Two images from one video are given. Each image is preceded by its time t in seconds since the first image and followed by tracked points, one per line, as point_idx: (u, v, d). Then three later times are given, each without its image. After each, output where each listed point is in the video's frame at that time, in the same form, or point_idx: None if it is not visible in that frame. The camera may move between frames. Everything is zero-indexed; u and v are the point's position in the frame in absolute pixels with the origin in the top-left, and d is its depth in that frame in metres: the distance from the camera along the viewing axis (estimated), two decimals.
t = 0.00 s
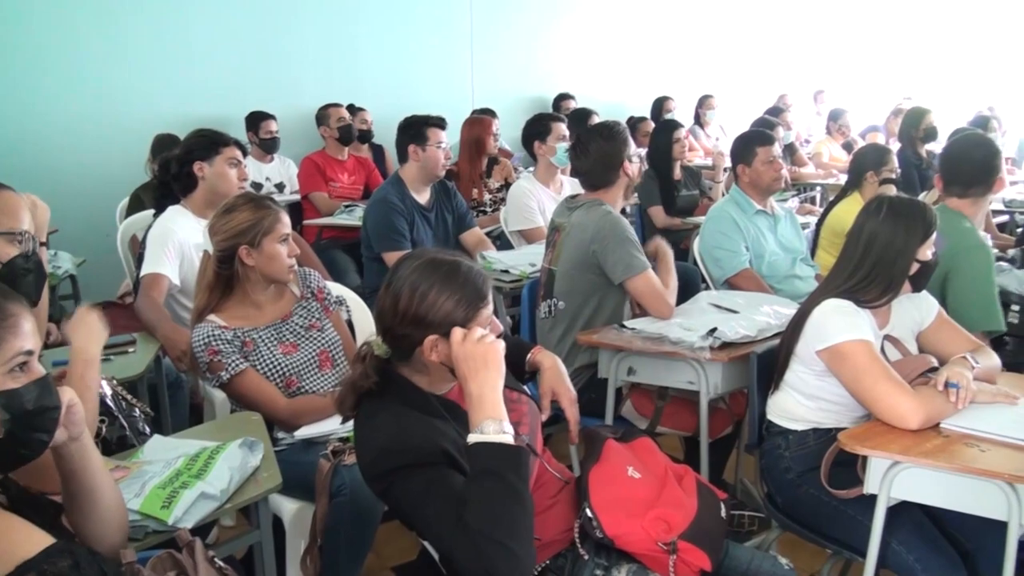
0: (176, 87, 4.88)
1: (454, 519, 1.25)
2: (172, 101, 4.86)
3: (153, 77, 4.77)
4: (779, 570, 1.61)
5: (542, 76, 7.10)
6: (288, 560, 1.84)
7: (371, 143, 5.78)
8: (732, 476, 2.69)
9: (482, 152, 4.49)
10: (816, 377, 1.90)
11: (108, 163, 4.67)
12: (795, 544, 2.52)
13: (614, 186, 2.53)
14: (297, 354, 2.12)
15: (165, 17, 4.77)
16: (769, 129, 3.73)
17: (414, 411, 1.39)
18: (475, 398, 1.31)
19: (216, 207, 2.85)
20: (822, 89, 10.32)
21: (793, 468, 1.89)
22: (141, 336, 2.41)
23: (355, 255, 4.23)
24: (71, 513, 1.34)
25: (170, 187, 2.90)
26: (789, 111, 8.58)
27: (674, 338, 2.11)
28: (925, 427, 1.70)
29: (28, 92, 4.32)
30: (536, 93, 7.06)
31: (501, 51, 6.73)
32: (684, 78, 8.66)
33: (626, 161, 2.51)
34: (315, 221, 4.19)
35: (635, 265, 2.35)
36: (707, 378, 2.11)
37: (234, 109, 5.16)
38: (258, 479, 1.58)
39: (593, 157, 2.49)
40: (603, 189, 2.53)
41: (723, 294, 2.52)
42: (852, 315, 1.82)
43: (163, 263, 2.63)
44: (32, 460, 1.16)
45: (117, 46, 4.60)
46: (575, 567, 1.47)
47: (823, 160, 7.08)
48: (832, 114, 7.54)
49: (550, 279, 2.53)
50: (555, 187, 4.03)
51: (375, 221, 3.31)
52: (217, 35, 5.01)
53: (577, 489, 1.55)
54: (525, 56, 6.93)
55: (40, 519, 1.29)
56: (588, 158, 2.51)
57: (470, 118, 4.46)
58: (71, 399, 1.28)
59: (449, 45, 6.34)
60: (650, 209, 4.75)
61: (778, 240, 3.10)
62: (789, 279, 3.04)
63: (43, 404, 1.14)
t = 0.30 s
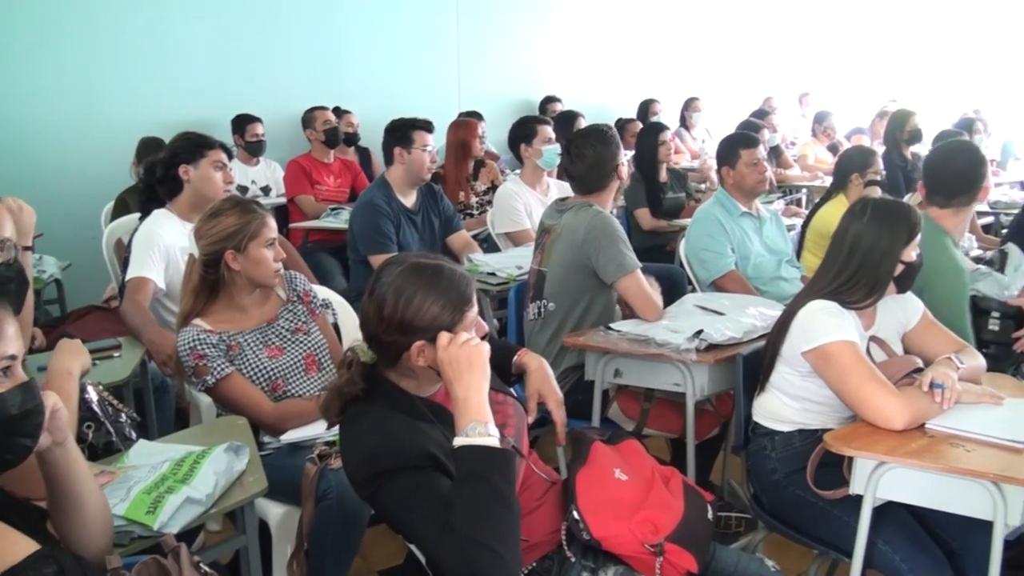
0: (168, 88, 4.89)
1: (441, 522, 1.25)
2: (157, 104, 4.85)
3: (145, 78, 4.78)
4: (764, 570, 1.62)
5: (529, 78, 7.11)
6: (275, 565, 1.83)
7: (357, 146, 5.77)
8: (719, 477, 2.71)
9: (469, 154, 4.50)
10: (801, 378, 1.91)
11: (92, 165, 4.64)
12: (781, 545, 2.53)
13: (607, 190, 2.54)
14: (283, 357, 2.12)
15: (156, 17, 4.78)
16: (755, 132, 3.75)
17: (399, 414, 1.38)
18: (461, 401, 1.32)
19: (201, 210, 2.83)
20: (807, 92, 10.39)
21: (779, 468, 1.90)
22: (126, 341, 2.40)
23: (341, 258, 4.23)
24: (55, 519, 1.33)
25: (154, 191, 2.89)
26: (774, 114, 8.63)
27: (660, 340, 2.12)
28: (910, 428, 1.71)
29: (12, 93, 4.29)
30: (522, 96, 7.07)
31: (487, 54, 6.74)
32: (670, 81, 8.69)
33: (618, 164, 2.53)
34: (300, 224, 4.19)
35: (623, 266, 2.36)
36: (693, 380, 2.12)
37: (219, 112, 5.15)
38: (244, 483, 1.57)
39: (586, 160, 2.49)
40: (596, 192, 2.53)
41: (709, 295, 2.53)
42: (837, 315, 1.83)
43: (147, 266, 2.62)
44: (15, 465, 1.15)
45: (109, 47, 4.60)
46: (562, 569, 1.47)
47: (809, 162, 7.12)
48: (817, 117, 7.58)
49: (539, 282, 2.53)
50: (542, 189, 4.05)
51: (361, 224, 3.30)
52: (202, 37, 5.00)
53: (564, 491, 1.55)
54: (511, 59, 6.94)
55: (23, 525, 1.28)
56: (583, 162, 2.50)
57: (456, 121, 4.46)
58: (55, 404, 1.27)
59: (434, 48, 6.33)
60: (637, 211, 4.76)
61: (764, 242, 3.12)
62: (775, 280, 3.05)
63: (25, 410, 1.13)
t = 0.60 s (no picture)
0: (163, 88, 4.92)
1: (424, 527, 1.24)
2: (140, 107, 4.82)
3: (146, 78, 4.84)
4: (747, 572, 1.62)
5: (513, 82, 7.13)
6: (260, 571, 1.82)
7: (340, 150, 5.76)
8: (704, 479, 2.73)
9: (452, 158, 4.49)
10: (784, 381, 1.92)
11: (74, 168, 4.61)
12: (766, 547, 2.55)
13: (594, 195, 2.55)
14: (266, 362, 2.11)
15: (159, 17, 4.84)
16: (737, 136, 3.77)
17: (382, 420, 1.38)
18: (444, 405, 1.32)
19: (184, 215, 2.82)
20: (791, 96, 10.45)
21: (762, 471, 1.91)
22: (108, 346, 2.38)
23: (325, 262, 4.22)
24: (38, 527, 1.32)
25: (136, 196, 2.87)
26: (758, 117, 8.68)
27: (644, 343, 2.13)
28: (892, 429, 1.72)
29: None
30: (506, 100, 7.08)
31: (471, 58, 6.75)
32: (653, 84, 8.74)
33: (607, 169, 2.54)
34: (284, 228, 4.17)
35: (608, 269, 2.38)
36: (677, 383, 2.13)
37: (202, 115, 5.12)
38: (227, 489, 1.56)
39: (575, 165, 2.50)
40: (584, 197, 2.54)
41: (693, 298, 2.54)
42: (818, 319, 1.85)
43: (130, 272, 2.61)
44: None
45: (109, 47, 4.65)
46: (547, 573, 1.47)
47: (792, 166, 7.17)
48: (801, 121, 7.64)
49: (523, 285, 2.53)
50: (526, 193, 4.04)
51: (345, 228, 3.30)
52: (185, 39, 4.98)
53: (548, 495, 1.55)
54: (495, 63, 6.95)
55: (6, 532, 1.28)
56: (575, 167, 2.50)
57: (440, 125, 4.46)
58: (37, 411, 1.27)
59: (419, 52, 6.34)
60: (621, 215, 4.78)
61: (747, 244, 3.14)
62: (758, 283, 3.06)
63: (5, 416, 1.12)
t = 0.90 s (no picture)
0: (149, 91, 4.90)
1: (410, 531, 1.24)
2: (126, 110, 4.80)
3: (136, 80, 4.83)
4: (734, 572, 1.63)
5: (499, 85, 7.14)
6: None
7: (327, 153, 5.76)
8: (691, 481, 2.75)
9: (438, 161, 4.50)
10: (770, 383, 1.93)
11: (59, 172, 4.58)
12: (752, 548, 2.56)
13: (580, 199, 2.55)
14: (252, 366, 2.11)
15: (156, 17, 4.87)
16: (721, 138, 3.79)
17: (368, 424, 1.38)
18: (430, 409, 1.32)
19: (170, 218, 2.81)
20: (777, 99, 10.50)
21: (748, 472, 1.92)
22: (94, 350, 2.37)
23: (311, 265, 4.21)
24: (24, 532, 1.31)
25: (121, 199, 2.86)
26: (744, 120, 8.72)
27: (629, 345, 2.14)
28: (877, 431, 1.73)
29: None
30: (492, 102, 7.09)
31: (457, 60, 6.75)
32: (640, 87, 8.76)
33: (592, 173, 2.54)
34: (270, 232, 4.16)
35: (594, 271, 2.39)
36: (663, 385, 2.14)
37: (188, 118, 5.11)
38: (213, 494, 1.56)
39: (562, 169, 2.51)
40: (570, 201, 2.54)
41: (679, 301, 2.55)
42: (804, 321, 1.85)
43: (116, 276, 2.60)
44: None
45: (105, 47, 4.67)
46: None
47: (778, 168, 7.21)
48: (786, 123, 7.68)
49: (509, 288, 2.53)
50: (512, 196, 4.05)
51: (332, 232, 3.29)
52: (170, 42, 4.96)
53: (535, 497, 1.55)
54: (481, 65, 6.96)
55: None
56: (559, 171, 2.51)
57: (427, 127, 4.46)
58: (22, 416, 1.27)
59: (405, 54, 6.34)
60: (607, 217, 4.80)
61: (733, 246, 3.15)
62: (744, 285, 3.08)
63: None
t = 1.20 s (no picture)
0: (136, 94, 4.88)
1: (398, 534, 1.25)
2: (113, 113, 4.78)
3: (122, 83, 4.81)
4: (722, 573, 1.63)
5: (486, 87, 7.15)
6: None
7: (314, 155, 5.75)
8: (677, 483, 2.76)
9: (424, 163, 4.50)
10: (757, 384, 1.94)
11: (46, 175, 4.55)
12: (741, 550, 2.57)
13: (566, 203, 2.56)
14: (239, 370, 2.10)
15: (142, 21, 4.85)
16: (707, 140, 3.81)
17: (355, 427, 1.38)
18: (417, 412, 1.32)
19: (155, 222, 2.80)
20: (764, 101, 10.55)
21: (736, 474, 1.92)
22: (80, 354, 2.36)
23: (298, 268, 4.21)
24: (9, 537, 1.31)
25: (106, 202, 2.84)
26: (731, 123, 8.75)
27: (617, 347, 2.15)
28: (863, 432, 1.75)
29: None
30: (479, 105, 7.09)
31: (444, 63, 6.75)
32: (627, 90, 8.79)
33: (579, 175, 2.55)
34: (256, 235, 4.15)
35: (582, 273, 2.39)
36: (650, 387, 2.15)
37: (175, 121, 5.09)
38: (198, 498, 1.55)
39: (548, 171, 2.52)
40: (556, 203, 2.55)
41: (666, 302, 2.56)
42: (790, 322, 1.86)
43: (101, 279, 2.58)
44: None
45: (94, 49, 4.65)
46: None
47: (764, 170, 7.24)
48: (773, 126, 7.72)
49: (497, 290, 2.53)
50: (500, 199, 4.05)
51: (319, 235, 3.28)
52: (157, 45, 4.94)
53: (522, 499, 1.55)
54: (469, 68, 6.97)
55: None
56: (545, 174, 2.52)
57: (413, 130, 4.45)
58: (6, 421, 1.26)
59: (392, 56, 6.34)
60: (594, 219, 4.81)
61: (720, 248, 3.17)
62: (731, 286, 3.10)
63: None
